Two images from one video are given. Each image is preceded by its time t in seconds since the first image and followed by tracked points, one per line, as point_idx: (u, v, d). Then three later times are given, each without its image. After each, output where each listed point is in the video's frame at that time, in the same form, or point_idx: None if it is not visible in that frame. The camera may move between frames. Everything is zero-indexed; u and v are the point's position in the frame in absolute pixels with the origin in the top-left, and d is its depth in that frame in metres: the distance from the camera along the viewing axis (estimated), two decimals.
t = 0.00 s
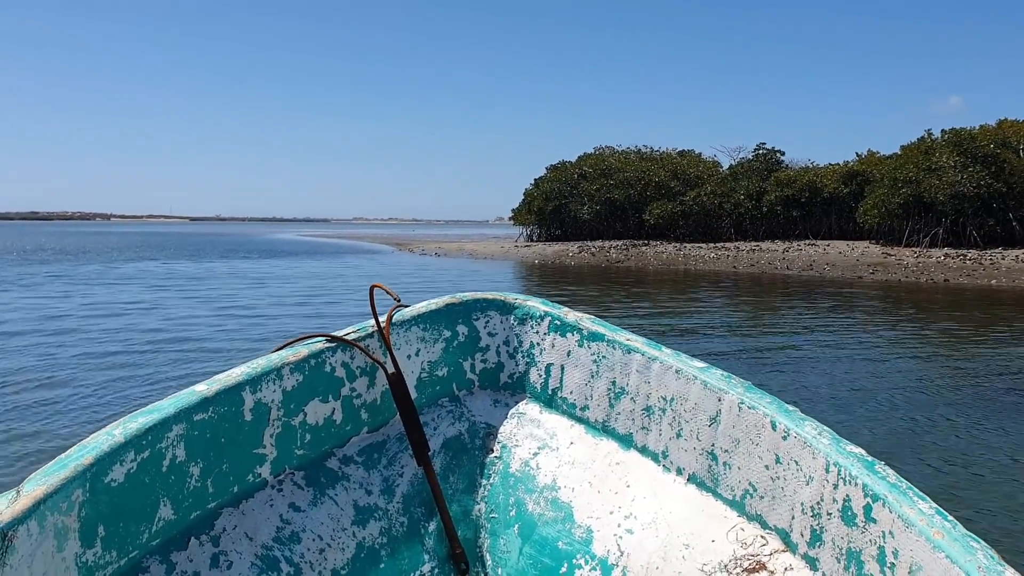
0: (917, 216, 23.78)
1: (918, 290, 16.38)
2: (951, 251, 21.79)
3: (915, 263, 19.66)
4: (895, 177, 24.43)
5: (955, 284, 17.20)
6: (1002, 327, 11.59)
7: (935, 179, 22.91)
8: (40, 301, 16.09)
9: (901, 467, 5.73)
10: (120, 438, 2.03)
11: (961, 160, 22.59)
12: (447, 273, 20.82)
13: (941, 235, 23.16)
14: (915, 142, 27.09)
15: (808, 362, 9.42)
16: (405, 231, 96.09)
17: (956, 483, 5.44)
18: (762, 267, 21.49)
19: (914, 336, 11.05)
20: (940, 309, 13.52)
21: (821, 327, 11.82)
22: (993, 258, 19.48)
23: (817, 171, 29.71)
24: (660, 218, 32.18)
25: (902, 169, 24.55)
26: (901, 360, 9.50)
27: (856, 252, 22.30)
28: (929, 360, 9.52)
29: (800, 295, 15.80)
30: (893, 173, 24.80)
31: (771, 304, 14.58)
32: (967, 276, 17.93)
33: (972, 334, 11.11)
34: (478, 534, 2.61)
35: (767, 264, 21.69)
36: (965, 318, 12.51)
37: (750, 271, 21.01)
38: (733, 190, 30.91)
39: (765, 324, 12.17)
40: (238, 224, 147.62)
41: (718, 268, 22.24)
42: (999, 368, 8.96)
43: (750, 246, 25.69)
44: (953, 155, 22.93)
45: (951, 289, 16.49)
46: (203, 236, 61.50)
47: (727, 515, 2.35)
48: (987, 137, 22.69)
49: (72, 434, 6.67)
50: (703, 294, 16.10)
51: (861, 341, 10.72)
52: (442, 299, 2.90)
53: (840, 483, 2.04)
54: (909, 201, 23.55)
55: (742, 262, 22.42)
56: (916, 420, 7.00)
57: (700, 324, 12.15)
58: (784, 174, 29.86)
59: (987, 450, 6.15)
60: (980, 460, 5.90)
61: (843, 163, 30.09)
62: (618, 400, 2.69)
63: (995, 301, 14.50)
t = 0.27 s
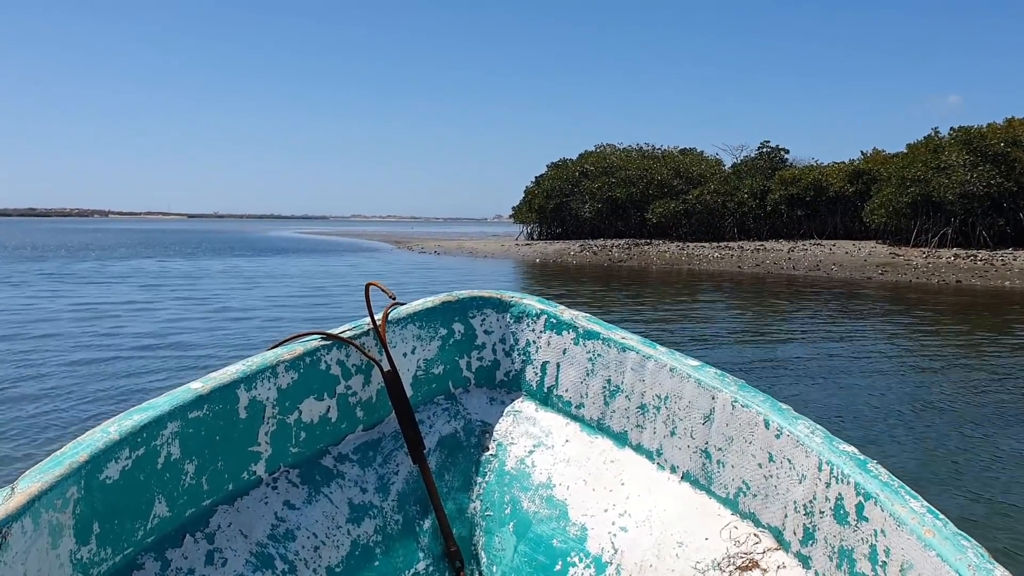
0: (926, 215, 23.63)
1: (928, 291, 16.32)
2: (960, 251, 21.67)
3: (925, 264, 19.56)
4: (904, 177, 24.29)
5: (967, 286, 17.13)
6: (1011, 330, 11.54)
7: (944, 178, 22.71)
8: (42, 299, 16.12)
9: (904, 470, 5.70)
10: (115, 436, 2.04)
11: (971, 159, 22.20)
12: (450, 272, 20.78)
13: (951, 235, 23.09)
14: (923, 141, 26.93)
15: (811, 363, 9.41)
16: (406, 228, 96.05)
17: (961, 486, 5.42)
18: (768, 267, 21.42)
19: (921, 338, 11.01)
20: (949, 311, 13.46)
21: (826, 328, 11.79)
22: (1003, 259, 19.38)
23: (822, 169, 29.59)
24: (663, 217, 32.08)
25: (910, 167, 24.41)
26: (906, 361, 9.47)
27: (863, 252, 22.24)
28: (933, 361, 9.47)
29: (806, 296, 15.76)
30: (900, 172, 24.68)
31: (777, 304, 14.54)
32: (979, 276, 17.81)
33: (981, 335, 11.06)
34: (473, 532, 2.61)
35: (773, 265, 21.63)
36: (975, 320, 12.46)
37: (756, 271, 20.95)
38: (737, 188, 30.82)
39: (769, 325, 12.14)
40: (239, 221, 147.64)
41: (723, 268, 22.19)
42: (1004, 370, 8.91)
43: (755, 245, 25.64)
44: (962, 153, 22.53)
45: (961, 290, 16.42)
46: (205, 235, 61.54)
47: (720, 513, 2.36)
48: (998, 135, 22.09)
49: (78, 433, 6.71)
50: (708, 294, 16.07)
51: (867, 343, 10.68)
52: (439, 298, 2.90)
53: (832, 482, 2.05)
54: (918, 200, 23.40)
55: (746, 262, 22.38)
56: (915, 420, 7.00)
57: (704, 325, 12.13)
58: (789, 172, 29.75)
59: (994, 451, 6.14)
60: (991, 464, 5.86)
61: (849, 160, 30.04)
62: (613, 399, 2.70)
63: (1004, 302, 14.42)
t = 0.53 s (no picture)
0: (933, 217, 23.52)
1: (936, 294, 16.27)
2: (969, 254, 21.55)
3: (934, 266, 19.46)
4: (911, 178, 24.18)
5: (976, 288, 17.03)
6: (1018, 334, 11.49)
7: (952, 178, 22.59)
8: (42, 299, 16.12)
9: (904, 477, 5.69)
10: (108, 436, 2.04)
11: (980, 160, 22.13)
12: (451, 272, 20.75)
13: (958, 236, 22.98)
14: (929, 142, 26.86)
15: (812, 367, 9.41)
16: (407, 227, 95.94)
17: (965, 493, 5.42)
18: (773, 269, 21.36)
19: (926, 342, 11.00)
20: (956, 315, 13.41)
21: (830, 332, 11.77)
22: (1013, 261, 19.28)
23: (826, 170, 29.44)
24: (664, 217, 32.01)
25: (918, 167, 24.31)
26: (909, 366, 9.44)
27: (869, 255, 22.19)
28: (934, 366, 9.45)
29: (811, 299, 15.72)
30: (907, 173, 24.58)
31: (781, 307, 14.51)
32: (989, 279, 17.69)
33: (987, 340, 11.02)
34: (467, 532, 2.62)
35: (778, 267, 21.58)
36: (982, 324, 12.41)
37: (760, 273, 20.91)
38: (740, 189, 30.77)
39: (772, 328, 12.12)
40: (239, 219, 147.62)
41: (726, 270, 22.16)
42: (1008, 374, 8.88)
43: (759, 247, 25.59)
44: (971, 154, 22.50)
45: (969, 294, 16.35)
46: (205, 234, 61.58)
47: (712, 513, 2.36)
48: (1008, 136, 21.96)
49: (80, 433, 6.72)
50: (712, 297, 16.03)
51: (871, 347, 10.67)
52: (433, 298, 2.91)
53: (823, 482, 2.06)
54: (925, 202, 23.30)
55: (750, 264, 22.35)
56: (910, 424, 7.03)
57: (707, 328, 12.12)
58: (792, 173, 29.51)
59: (997, 457, 6.12)
60: (999, 472, 5.84)
61: (853, 161, 30.02)
62: (607, 399, 2.71)
63: (1011, 306, 14.37)
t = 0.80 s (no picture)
0: (940, 217, 23.45)
1: (943, 297, 16.21)
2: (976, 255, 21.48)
3: (942, 268, 19.38)
4: (917, 178, 24.12)
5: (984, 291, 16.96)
6: None
7: (960, 178, 22.52)
8: (40, 295, 16.10)
9: (905, 482, 5.69)
10: (103, 432, 2.05)
11: (988, 160, 22.07)
12: (451, 273, 20.72)
13: (966, 237, 22.92)
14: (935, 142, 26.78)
15: (813, 370, 9.41)
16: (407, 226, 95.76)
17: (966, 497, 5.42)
18: (778, 271, 21.34)
19: (930, 346, 10.98)
20: (963, 317, 13.36)
21: (833, 335, 11.75)
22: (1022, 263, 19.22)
23: (830, 169, 29.63)
24: (665, 217, 32.03)
25: (924, 167, 24.27)
26: (911, 371, 9.44)
27: (875, 256, 22.18)
28: (935, 370, 9.44)
29: (818, 301, 15.69)
30: (914, 173, 24.53)
31: (786, 310, 14.48)
32: (1001, 282, 17.54)
33: (994, 344, 11.00)
34: (462, 531, 2.62)
35: (784, 269, 21.54)
36: (987, 327, 12.38)
37: (765, 275, 20.87)
38: (742, 189, 30.75)
39: (773, 331, 12.10)
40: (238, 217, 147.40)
41: (729, 271, 22.14)
42: (1009, 379, 8.88)
43: (761, 248, 25.57)
44: (979, 153, 22.46)
45: (977, 296, 16.23)
46: (204, 232, 61.53)
47: (706, 512, 2.37)
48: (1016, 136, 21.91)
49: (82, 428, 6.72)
50: (714, 299, 16.01)
51: (873, 350, 10.66)
52: (429, 296, 2.91)
53: (817, 482, 2.06)
54: (932, 202, 23.23)
55: (754, 266, 22.34)
56: (909, 427, 7.05)
57: (707, 330, 12.12)
58: (795, 172, 29.80)
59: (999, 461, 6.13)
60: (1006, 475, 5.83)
61: (857, 161, 30.04)
62: (602, 398, 2.71)
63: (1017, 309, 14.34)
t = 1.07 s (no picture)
0: (946, 218, 23.39)
1: (947, 298, 16.20)
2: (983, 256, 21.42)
3: (950, 269, 19.33)
4: (923, 177, 24.09)
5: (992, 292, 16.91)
6: None
7: (967, 177, 22.48)
8: (38, 294, 16.07)
9: (908, 478, 5.68)
10: (97, 429, 2.05)
11: (996, 159, 22.04)
12: (451, 273, 20.71)
13: (972, 238, 22.85)
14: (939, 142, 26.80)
15: (814, 368, 9.40)
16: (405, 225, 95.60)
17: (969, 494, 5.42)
18: (782, 271, 21.34)
19: (932, 345, 10.96)
20: (968, 318, 13.35)
21: (834, 336, 11.74)
22: None
23: (834, 168, 29.80)
24: (665, 216, 32.04)
25: (930, 166, 24.24)
26: (911, 369, 9.44)
27: (880, 256, 22.20)
28: (935, 369, 9.44)
29: (822, 302, 15.67)
30: (919, 172, 24.49)
31: (788, 311, 14.48)
32: (1011, 284, 17.49)
33: (1000, 344, 10.98)
34: (456, 528, 2.62)
35: (788, 269, 21.54)
36: (990, 328, 12.38)
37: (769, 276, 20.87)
38: (743, 189, 30.77)
39: (774, 332, 12.10)
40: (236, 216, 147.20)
41: (731, 272, 22.13)
42: (1009, 377, 8.89)
43: (763, 248, 25.59)
44: (986, 152, 22.44)
45: (984, 298, 16.20)
46: (202, 231, 61.46)
47: (700, 510, 2.37)
48: None
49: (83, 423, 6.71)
50: (716, 299, 16.01)
51: (874, 350, 10.65)
52: (423, 295, 2.91)
53: (810, 480, 2.06)
54: (937, 203, 23.19)
55: (757, 266, 22.35)
56: (909, 425, 7.06)
57: (707, 331, 12.11)
58: (797, 171, 29.85)
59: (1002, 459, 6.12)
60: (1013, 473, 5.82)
61: (859, 161, 30.10)
62: (597, 396, 2.71)
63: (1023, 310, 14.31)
